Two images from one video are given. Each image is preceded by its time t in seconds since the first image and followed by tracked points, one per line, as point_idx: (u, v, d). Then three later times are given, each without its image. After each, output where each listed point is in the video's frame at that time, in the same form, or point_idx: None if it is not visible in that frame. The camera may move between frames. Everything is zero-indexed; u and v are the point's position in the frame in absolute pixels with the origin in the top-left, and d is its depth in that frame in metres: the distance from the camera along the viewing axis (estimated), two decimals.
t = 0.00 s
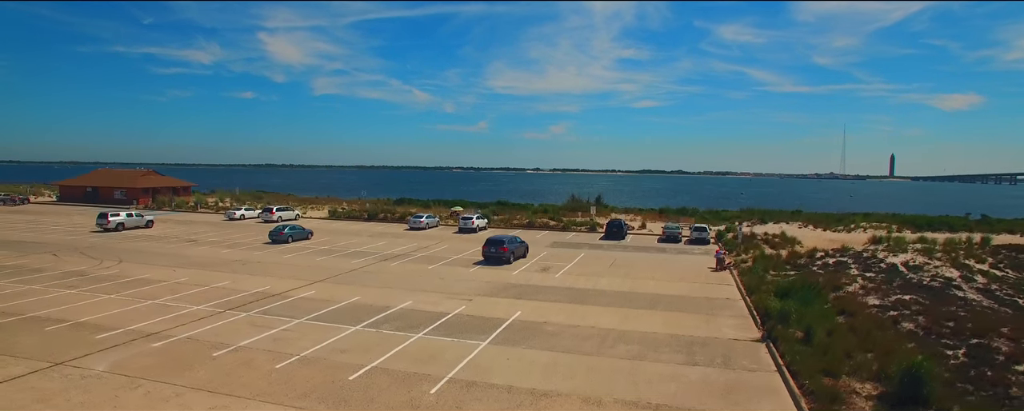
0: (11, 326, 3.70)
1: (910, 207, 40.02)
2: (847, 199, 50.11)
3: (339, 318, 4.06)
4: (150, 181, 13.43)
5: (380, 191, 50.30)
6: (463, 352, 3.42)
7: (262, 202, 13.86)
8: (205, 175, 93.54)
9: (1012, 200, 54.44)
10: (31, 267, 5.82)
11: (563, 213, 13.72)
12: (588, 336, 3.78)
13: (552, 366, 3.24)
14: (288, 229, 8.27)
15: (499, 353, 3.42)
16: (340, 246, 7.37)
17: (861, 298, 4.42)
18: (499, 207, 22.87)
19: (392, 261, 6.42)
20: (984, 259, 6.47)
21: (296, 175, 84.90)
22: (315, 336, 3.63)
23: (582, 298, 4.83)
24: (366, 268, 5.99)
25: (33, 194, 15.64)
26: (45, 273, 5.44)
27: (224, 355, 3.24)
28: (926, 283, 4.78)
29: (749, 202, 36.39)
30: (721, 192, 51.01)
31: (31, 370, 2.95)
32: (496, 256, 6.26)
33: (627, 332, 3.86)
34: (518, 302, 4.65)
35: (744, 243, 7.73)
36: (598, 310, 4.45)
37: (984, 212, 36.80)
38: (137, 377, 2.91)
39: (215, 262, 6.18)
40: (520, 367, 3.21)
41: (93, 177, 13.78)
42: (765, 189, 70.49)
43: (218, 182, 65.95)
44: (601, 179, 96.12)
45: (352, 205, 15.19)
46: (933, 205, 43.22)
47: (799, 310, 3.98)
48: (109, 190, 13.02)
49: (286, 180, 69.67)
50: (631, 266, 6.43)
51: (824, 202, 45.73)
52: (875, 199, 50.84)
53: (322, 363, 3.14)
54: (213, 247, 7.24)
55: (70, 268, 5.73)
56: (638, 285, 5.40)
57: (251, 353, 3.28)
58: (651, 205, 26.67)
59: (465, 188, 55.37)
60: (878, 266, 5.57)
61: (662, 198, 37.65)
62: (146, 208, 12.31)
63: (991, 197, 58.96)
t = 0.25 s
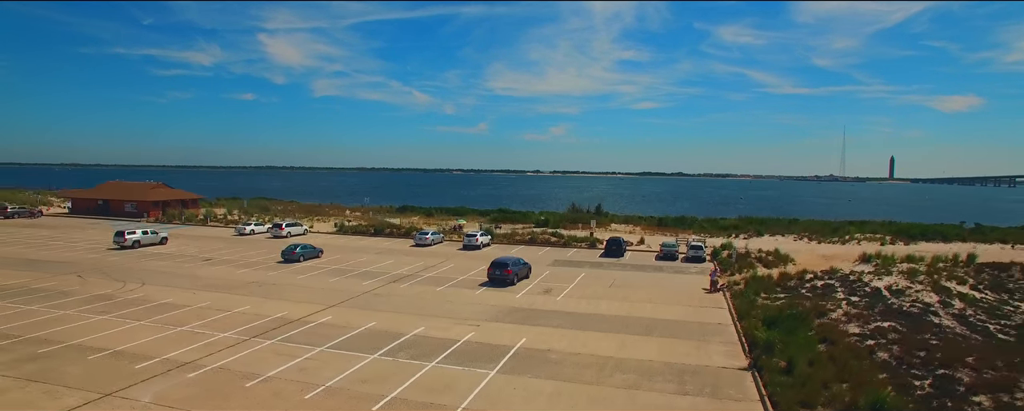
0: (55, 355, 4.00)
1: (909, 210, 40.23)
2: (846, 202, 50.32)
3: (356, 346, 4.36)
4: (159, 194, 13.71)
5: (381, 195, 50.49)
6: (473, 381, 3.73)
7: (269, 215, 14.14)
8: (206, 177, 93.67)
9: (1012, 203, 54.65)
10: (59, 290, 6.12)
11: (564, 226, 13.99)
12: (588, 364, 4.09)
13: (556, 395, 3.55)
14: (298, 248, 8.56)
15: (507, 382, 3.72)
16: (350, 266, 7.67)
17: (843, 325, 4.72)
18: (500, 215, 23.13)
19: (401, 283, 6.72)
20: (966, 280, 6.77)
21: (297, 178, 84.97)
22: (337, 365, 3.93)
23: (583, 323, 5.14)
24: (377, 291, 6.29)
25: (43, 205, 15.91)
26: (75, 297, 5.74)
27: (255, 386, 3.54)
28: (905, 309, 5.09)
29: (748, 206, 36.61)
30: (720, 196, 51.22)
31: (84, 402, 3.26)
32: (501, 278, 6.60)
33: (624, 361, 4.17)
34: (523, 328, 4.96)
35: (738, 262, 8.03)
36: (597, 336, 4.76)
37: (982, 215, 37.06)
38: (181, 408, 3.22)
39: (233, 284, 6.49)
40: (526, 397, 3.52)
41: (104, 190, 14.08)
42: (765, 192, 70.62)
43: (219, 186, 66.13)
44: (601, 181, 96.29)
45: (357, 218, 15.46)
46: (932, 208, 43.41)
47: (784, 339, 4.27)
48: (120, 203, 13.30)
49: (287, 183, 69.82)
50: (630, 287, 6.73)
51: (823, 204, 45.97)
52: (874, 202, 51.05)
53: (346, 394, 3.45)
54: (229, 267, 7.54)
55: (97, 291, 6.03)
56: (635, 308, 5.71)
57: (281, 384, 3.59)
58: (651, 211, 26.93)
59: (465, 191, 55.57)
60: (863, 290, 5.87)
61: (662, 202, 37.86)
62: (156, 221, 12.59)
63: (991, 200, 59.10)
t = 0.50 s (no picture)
0: (101, 376, 4.37)
1: (906, 215, 40.56)
2: (845, 206, 50.66)
3: (374, 367, 4.74)
4: (171, 205, 14.07)
5: (382, 199, 50.77)
6: (483, 402, 4.11)
7: (278, 226, 14.51)
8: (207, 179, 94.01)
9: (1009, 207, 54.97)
10: (89, 308, 6.49)
11: (565, 238, 14.37)
12: (587, 385, 4.47)
13: None
14: (310, 264, 8.94)
15: (514, 402, 4.11)
16: (361, 283, 8.05)
17: (822, 346, 5.10)
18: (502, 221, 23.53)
19: (410, 301, 7.11)
20: (944, 298, 7.15)
21: (298, 181, 85.23)
22: (358, 386, 4.31)
23: (583, 343, 5.52)
24: (388, 309, 6.67)
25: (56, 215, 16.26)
26: (107, 316, 6.12)
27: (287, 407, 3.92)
28: (880, 330, 5.47)
29: (747, 211, 36.98)
30: (720, 200, 51.55)
31: None
32: (505, 296, 7.01)
33: (621, 382, 4.55)
34: (526, 349, 5.34)
35: (731, 279, 8.40)
36: (596, 356, 5.14)
37: (979, 220, 37.36)
38: None
39: (253, 302, 6.86)
40: None
41: (118, 202, 14.45)
42: (764, 195, 70.92)
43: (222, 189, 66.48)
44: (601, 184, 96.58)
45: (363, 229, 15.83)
46: (929, 213, 43.74)
47: (765, 360, 4.66)
48: (133, 214, 13.65)
49: (288, 186, 70.05)
50: (627, 304, 7.11)
51: (822, 208, 46.30)
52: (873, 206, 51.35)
53: None
54: (246, 283, 7.91)
55: (125, 309, 6.40)
56: (632, 327, 6.09)
57: (309, 404, 3.96)
58: (650, 218, 27.26)
59: (466, 195, 55.89)
60: (845, 310, 6.24)
61: (661, 207, 38.21)
62: (169, 232, 12.94)
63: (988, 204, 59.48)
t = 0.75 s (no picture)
0: (141, 391, 4.80)
1: (903, 221, 40.98)
2: (843, 211, 51.10)
3: (388, 382, 5.17)
4: (182, 217, 14.49)
5: (383, 203, 51.19)
6: None
7: (286, 236, 14.92)
8: (208, 182, 94.40)
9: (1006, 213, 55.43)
10: (117, 323, 6.91)
11: (564, 249, 14.80)
12: (583, 399, 4.90)
13: None
14: (321, 278, 9.37)
15: None
16: (370, 297, 8.49)
17: (801, 362, 5.53)
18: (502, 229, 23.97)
19: (418, 316, 7.54)
20: (921, 313, 7.59)
21: (299, 184, 85.55)
22: (375, 401, 4.75)
23: (581, 359, 5.95)
24: (398, 325, 7.10)
25: (68, 226, 16.64)
26: (136, 332, 6.54)
27: None
28: (856, 347, 5.91)
29: (745, 217, 37.40)
30: (718, 205, 51.96)
31: None
32: (507, 312, 7.44)
33: (615, 396, 4.98)
34: (528, 364, 5.77)
35: (722, 293, 8.82)
36: (592, 371, 5.56)
37: (975, 226, 37.77)
38: None
39: (270, 317, 7.29)
40: None
41: (130, 213, 14.85)
42: (763, 199, 71.30)
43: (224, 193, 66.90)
44: (600, 188, 97.00)
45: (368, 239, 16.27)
46: (926, 219, 44.15)
47: (746, 377, 5.09)
48: (146, 225, 14.06)
49: (290, 190, 70.40)
50: (622, 319, 7.55)
51: (820, 213, 46.72)
52: (870, 211, 51.79)
53: None
54: (261, 297, 8.35)
55: (152, 325, 6.83)
56: (626, 342, 6.51)
57: None
58: (648, 225, 27.68)
59: (467, 199, 56.29)
60: (826, 326, 6.67)
61: (660, 212, 38.62)
62: (181, 243, 13.34)
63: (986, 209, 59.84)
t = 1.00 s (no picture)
0: (175, 402, 5.29)
1: (899, 227, 41.46)
2: (840, 216, 51.60)
3: (399, 393, 5.67)
4: (194, 228, 14.95)
5: (384, 208, 51.51)
6: None
7: (294, 247, 15.40)
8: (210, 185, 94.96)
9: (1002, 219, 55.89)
10: (144, 337, 7.40)
11: (564, 260, 15.26)
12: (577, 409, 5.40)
13: None
14: (331, 291, 9.86)
15: None
16: (379, 311, 8.97)
17: (777, 375, 6.03)
18: (503, 236, 24.45)
19: (424, 329, 8.04)
20: (897, 327, 8.09)
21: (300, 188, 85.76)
22: None
23: (576, 371, 6.44)
24: (406, 338, 7.59)
25: (82, 235, 17.11)
26: (164, 345, 7.03)
27: None
28: (830, 360, 6.41)
29: (743, 222, 37.87)
30: (717, 209, 52.44)
31: None
32: (508, 325, 7.93)
33: (606, 407, 5.47)
34: (527, 376, 6.27)
35: (711, 306, 9.31)
36: (586, 383, 6.05)
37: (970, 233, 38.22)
38: None
39: (287, 330, 7.78)
40: None
41: (144, 224, 15.32)
42: (761, 203, 71.66)
43: (227, 196, 67.39)
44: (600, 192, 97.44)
45: (372, 250, 16.71)
46: (922, 225, 44.61)
47: (725, 390, 5.60)
48: (159, 236, 14.54)
49: (291, 194, 70.67)
50: (616, 332, 8.03)
51: (817, 218, 47.17)
52: (868, 217, 52.26)
53: None
54: (275, 310, 8.83)
55: (177, 339, 7.32)
56: (619, 355, 7.00)
57: None
58: (646, 232, 28.16)
59: (468, 203, 56.79)
60: (805, 340, 7.17)
61: (659, 218, 39.11)
62: (194, 253, 13.82)
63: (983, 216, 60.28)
